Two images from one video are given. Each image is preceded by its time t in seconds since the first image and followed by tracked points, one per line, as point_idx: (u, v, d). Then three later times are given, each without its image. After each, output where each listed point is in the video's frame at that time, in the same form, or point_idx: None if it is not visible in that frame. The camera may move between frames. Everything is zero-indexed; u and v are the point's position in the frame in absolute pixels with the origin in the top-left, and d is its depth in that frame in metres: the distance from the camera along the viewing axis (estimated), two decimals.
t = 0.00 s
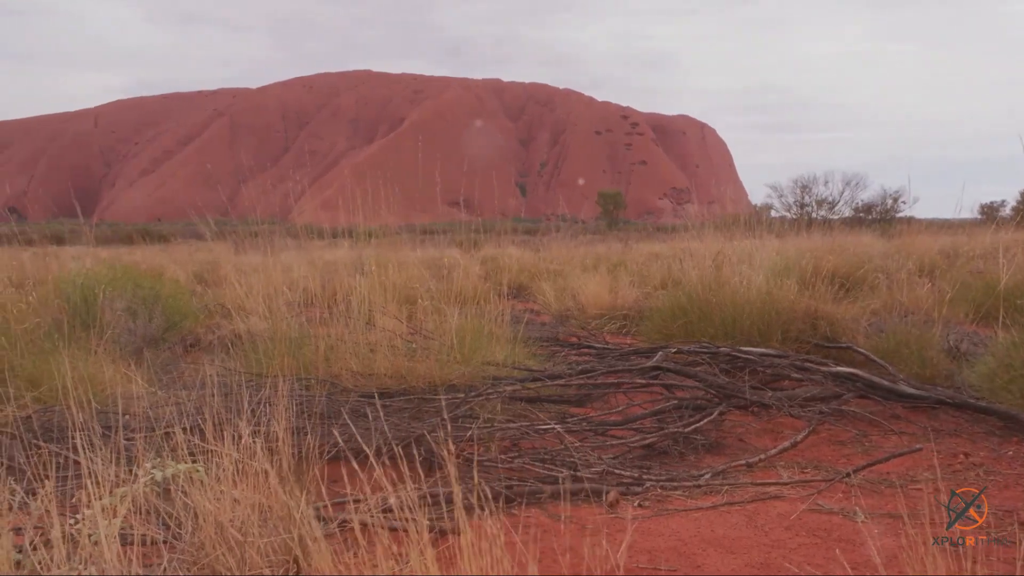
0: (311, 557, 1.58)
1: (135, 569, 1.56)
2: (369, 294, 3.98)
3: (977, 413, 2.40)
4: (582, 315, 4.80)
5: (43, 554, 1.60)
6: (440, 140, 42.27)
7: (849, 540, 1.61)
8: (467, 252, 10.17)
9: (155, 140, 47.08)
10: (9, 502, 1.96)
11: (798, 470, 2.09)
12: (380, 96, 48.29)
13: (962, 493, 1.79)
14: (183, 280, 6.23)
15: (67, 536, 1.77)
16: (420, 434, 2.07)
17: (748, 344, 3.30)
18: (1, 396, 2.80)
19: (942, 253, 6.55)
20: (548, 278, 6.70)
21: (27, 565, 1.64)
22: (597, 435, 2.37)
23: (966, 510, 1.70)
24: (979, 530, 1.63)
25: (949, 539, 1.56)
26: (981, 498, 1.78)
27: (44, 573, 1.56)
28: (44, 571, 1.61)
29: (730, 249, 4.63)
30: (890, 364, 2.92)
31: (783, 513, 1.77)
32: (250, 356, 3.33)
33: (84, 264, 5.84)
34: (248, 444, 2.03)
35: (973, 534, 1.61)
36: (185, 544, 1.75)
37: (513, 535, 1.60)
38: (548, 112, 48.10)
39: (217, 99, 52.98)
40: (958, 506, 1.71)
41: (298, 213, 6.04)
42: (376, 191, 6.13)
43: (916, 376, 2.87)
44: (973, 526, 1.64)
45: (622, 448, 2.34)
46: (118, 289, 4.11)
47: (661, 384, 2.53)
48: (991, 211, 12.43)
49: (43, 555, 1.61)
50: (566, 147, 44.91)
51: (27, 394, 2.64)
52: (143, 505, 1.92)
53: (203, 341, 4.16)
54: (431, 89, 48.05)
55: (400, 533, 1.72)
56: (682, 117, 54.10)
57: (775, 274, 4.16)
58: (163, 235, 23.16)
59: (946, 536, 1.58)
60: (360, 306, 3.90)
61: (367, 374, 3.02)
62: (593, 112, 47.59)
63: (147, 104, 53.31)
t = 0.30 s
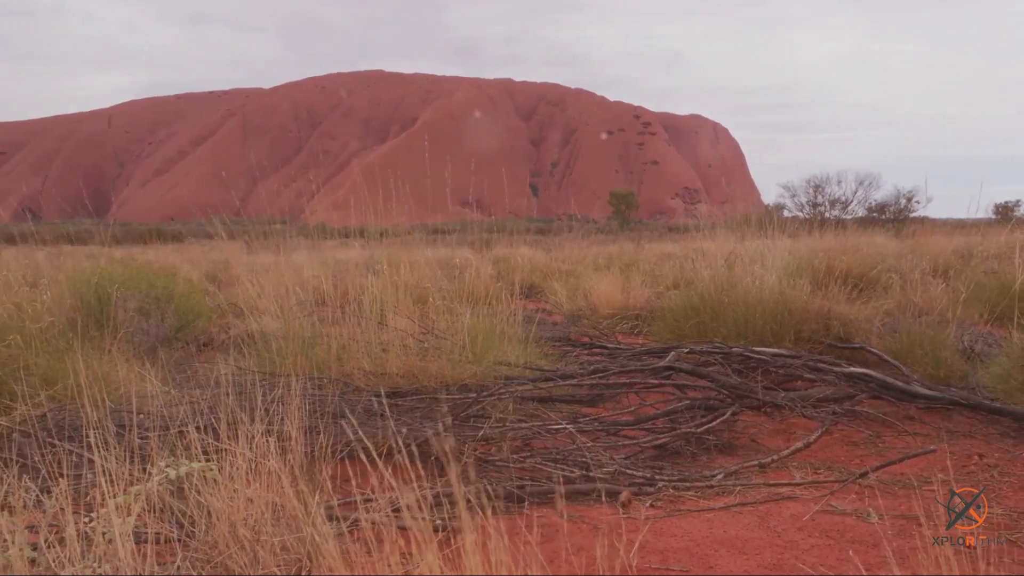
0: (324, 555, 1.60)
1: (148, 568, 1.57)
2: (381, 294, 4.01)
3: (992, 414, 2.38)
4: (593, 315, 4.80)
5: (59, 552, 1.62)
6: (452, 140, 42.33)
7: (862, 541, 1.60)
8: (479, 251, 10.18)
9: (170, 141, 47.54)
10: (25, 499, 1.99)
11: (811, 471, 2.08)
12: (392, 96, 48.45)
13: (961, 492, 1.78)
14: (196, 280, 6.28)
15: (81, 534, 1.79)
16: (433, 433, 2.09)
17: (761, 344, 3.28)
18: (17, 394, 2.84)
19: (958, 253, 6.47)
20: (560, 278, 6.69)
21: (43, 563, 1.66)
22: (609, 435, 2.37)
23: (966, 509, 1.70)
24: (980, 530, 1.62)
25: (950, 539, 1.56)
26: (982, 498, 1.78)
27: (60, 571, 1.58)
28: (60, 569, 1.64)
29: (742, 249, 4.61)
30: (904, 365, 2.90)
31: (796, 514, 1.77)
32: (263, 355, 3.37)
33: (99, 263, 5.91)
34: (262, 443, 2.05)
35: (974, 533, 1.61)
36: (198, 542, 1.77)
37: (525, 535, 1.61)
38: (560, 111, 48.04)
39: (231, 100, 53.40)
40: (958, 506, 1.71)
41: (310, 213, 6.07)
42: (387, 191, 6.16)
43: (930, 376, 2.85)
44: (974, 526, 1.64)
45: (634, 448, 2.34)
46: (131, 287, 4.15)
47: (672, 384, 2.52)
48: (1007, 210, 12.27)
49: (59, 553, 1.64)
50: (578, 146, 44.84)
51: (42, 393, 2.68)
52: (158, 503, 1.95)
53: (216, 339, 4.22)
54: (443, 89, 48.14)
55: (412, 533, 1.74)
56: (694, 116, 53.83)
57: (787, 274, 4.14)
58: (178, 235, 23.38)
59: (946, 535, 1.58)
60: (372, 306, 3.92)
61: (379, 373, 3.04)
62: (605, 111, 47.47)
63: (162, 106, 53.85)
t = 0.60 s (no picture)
0: (336, 554, 1.61)
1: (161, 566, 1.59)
2: (391, 294, 4.02)
3: (1006, 415, 2.36)
4: (604, 315, 4.79)
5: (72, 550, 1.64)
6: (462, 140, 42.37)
7: (874, 542, 1.60)
8: (489, 251, 10.18)
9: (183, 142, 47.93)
10: (39, 498, 2.01)
11: (822, 471, 2.07)
12: (402, 97, 48.58)
13: (962, 492, 1.78)
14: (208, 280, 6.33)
15: (94, 533, 1.82)
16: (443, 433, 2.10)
17: (772, 344, 3.27)
18: (31, 393, 2.87)
19: (972, 253, 6.41)
20: (570, 278, 6.69)
21: (57, 561, 1.68)
22: (619, 435, 2.37)
23: (966, 509, 1.69)
24: (980, 530, 1.62)
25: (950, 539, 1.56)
26: (982, 498, 1.78)
27: (74, 569, 1.60)
28: (74, 567, 1.65)
29: (753, 249, 4.58)
30: (915, 365, 2.87)
31: (808, 515, 1.76)
32: (274, 355, 3.39)
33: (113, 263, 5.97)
34: (273, 442, 2.07)
35: (974, 534, 1.61)
36: (210, 541, 1.79)
37: (536, 535, 1.62)
38: (571, 111, 47.97)
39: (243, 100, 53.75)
40: (958, 506, 1.71)
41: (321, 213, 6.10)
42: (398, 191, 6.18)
43: (942, 377, 2.83)
44: (973, 526, 1.64)
45: (645, 448, 2.34)
46: (143, 286, 4.17)
47: (683, 384, 2.52)
48: (1023, 211, 12.14)
49: (72, 552, 1.66)
50: (588, 146, 44.77)
51: (55, 392, 2.71)
52: (170, 502, 1.97)
53: (228, 339, 4.27)
54: (453, 89, 48.21)
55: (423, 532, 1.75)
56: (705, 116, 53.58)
57: (799, 274, 4.11)
58: (190, 234, 23.55)
59: (945, 535, 1.58)
60: (382, 305, 3.93)
61: (390, 373, 3.06)
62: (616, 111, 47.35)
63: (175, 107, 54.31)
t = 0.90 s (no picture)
0: (347, 554, 1.63)
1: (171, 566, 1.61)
2: (401, 294, 4.04)
3: (1018, 416, 2.34)
4: (614, 315, 4.79)
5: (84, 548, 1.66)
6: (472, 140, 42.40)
7: (885, 543, 1.59)
8: (498, 251, 10.19)
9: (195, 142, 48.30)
10: (51, 496, 2.04)
11: (833, 472, 2.06)
12: (413, 97, 48.69)
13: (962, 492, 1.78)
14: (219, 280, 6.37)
15: (106, 531, 1.83)
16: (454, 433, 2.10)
17: (783, 345, 3.25)
18: (44, 392, 2.90)
19: (985, 253, 6.36)
20: (579, 278, 6.69)
21: (69, 560, 1.70)
22: (630, 436, 2.37)
23: (966, 509, 1.70)
24: (979, 530, 1.63)
25: (950, 539, 1.57)
26: (981, 497, 1.78)
27: (86, 568, 1.62)
28: (85, 566, 1.67)
29: (764, 249, 4.56)
30: (927, 366, 2.85)
31: (819, 516, 1.75)
32: (286, 354, 3.42)
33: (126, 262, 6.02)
34: (284, 441, 2.08)
35: (973, 534, 1.61)
36: (221, 539, 1.80)
37: (547, 536, 1.62)
38: (581, 110, 47.91)
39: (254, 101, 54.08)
40: (958, 506, 1.72)
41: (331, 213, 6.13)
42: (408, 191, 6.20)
43: (954, 377, 2.81)
44: (973, 526, 1.64)
45: (655, 448, 2.33)
46: (155, 285, 4.20)
47: (694, 384, 2.51)
48: None
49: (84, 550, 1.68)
50: (598, 146, 44.68)
51: (67, 391, 2.73)
52: (181, 501, 1.99)
53: (238, 339, 4.33)
54: (463, 89, 48.25)
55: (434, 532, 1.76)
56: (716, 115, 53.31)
57: (810, 274, 4.09)
58: (201, 234, 23.70)
59: (945, 535, 1.59)
60: (393, 305, 3.95)
61: (400, 372, 3.08)
62: (626, 110, 47.22)
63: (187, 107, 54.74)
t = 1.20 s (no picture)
0: (357, 553, 1.64)
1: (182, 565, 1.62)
2: (411, 294, 4.06)
3: None
4: (624, 315, 4.79)
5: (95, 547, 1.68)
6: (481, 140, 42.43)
7: (896, 544, 1.58)
8: (508, 251, 10.21)
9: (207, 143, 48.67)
10: (63, 495, 2.06)
11: (844, 473, 2.05)
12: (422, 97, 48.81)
13: (964, 492, 1.78)
14: (230, 280, 6.42)
15: (117, 530, 1.85)
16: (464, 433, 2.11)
17: (793, 345, 3.24)
18: (56, 391, 2.94)
19: (998, 253, 6.30)
20: (589, 278, 6.69)
21: (81, 558, 1.72)
22: (640, 436, 2.37)
23: (967, 510, 1.70)
24: (979, 530, 1.63)
25: (950, 539, 1.59)
26: (984, 497, 1.78)
27: (98, 566, 1.63)
28: (97, 564, 1.69)
29: (775, 249, 4.54)
30: (938, 366, 2.83)
31: (829, 516, 1.74)
32: (296, 354, 3.44)
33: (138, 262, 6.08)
34: (294, 441, 2.10)
35: (973, 534, 1.62)
36: (231, 538, 1.82)
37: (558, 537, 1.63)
38: (591, 110, 47.83)
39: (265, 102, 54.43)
40: (959, 507, 1.72)
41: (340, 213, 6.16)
42: (417, 191, 6.22)
43: (966, 378, 2.79)
44: (974, 526, 1.64)
45: (665, 449, 2.33)
46: (165, 285, 4.24)
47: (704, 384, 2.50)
48: None
49: (96, 549, 1.70)
50: (608, 146, 44.59)
51: (79, 390, 2.76)
52: (192, 500, 2.01)
53: (248, 339, 4.37)
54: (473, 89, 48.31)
55: (443, 531, 1.76)
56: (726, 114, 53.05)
57: (820, 274, 4.07)
58: (212, 234, 23.87)
59: (946, 535, 1.61)
60: (403, 305, 3.97)
61: (410, 372, 3.09)
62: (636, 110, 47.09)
63: (199, 108, 55.16)
